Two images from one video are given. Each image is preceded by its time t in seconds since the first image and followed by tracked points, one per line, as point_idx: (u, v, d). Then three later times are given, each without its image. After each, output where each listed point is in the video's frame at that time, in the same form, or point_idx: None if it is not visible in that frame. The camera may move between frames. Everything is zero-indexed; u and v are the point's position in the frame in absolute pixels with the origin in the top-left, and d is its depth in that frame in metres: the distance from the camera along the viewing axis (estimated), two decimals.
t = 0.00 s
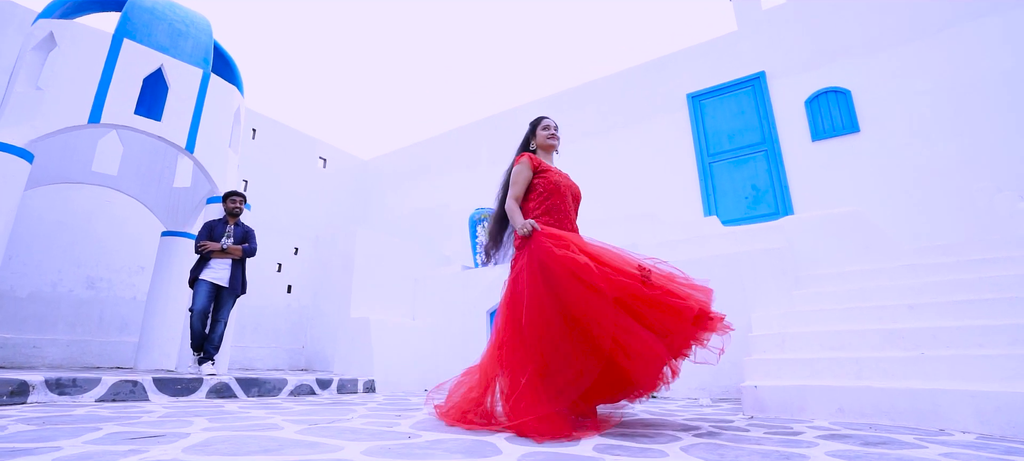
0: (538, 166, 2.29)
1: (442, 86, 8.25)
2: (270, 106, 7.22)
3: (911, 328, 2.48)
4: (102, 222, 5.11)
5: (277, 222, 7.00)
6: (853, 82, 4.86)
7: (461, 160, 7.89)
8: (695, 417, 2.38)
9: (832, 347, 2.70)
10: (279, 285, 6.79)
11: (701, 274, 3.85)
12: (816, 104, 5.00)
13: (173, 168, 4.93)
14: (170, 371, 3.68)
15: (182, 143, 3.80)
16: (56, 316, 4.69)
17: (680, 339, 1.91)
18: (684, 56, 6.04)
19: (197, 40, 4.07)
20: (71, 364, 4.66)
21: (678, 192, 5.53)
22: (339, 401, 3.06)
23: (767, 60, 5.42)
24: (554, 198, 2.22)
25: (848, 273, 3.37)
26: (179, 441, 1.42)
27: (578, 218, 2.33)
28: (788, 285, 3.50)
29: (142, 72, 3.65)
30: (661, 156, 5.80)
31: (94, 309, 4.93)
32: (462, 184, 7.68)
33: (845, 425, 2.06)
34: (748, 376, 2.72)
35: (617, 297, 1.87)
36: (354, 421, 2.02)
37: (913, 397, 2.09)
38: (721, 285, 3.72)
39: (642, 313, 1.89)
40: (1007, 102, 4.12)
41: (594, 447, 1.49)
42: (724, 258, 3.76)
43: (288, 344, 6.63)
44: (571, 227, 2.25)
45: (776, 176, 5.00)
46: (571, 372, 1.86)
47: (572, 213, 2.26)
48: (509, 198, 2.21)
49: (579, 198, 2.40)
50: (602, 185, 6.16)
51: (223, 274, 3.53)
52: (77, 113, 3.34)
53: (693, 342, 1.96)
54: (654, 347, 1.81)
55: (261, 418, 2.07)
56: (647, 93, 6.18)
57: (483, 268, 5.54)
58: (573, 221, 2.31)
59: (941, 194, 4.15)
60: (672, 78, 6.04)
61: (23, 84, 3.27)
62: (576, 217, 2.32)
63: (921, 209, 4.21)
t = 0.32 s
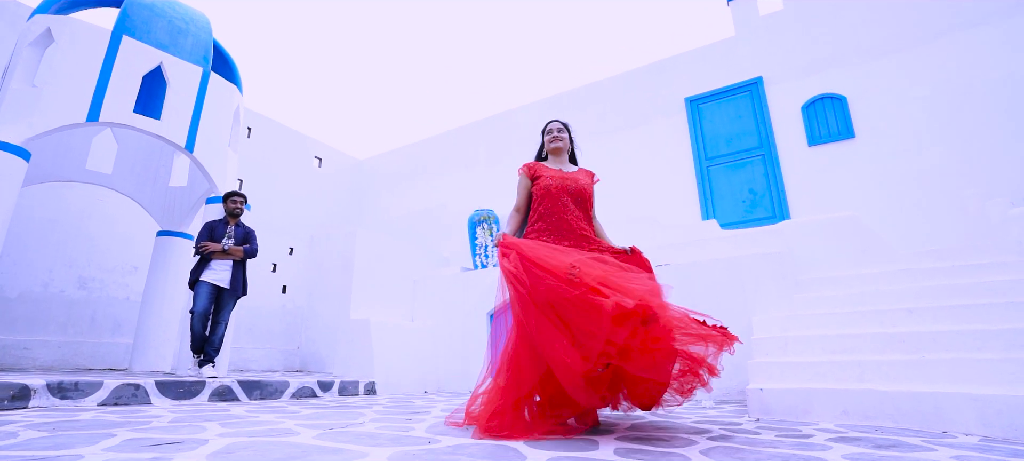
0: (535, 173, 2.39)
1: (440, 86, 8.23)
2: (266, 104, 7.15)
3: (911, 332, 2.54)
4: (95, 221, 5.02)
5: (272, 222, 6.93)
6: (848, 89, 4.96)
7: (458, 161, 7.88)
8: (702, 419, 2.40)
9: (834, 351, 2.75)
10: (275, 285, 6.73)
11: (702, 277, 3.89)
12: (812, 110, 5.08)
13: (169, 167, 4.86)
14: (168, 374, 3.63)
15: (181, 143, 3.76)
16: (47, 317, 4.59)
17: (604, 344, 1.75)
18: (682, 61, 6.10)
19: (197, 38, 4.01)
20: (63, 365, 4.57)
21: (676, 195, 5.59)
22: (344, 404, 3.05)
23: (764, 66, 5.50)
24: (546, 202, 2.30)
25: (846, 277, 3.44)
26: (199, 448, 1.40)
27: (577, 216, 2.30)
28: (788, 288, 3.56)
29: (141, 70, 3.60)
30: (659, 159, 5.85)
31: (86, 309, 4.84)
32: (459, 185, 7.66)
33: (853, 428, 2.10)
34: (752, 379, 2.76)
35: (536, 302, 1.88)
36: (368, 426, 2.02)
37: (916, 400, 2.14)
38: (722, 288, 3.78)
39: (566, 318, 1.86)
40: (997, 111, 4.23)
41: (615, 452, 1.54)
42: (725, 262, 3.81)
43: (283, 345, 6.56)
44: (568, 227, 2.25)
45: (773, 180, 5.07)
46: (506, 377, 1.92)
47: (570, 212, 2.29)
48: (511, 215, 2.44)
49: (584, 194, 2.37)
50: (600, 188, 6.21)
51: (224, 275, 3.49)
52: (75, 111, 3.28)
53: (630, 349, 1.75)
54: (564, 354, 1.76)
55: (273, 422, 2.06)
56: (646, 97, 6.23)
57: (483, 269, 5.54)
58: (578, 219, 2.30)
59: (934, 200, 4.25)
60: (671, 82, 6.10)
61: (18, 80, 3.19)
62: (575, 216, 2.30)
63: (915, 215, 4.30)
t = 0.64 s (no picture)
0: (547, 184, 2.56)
1: (438, 87, 8.22)
2: (262, 103, 7.08)
3: (910, 335, 2.60)
4: (87, 220, 4.93)
5: (268, 221, 6.86)
6: (843, 96, 5.05)
7: (456, 161, 7.87)
8: (709, 420, 2.44)
9: (836, 353, 2.81)
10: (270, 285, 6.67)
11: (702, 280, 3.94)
12: (808, 116, 5.17)
13: (165, 165, 4.80)
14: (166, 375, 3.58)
15: (182, 141, 3.71)
16: (38, 317, 4.50)
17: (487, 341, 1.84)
18: (680, 65, 6.16)
19: (197, 36, 3.96)
20: (54, 366, 4.47)
21: (674, 198, 5.66)
22: (349, 406, 3.03)
23: (761, 72, 5.58)
24: (549, 208, 2.42)
25: (844, 281, 3.51)
26: (221, 453, 1.39)
27: (575, 218, 2.30)
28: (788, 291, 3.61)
29: (141, 67, 3.55)
30: (658, 162, 5.91)
31: (78, 309, 4.75)
32: (457, 186, 7.65)
33: (858, 430, 2.15)
34: (755, 381, 2.81)
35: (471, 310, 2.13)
36: (382, 429, 2.01)
37: (919, 403, 2.18)
38: (722, 290, 3.82)
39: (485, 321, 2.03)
40: (988, 120, 4.35)
41: (635, 453, 1.56)
42: (725, 265, 3.86)
43: (278, 346, 6.49)
44: (567, 232, 2.29)
45: (770, 185, 5.15)
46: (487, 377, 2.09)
47: (569, 212, 2.32)
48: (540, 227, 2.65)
49: (583, 193, 2.34)
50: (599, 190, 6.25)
51: (225, 276, 3.45)
52: (74, 108, 3.22)
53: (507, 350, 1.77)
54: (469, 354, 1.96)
55: (285, 425, 2.05)
56: (644, 100, 6.29)
57: (483, 271, 5.55)
58: (581, 220, 2.29)
59: (927, 206, 4.35)
60: (669, 86, 6.16)
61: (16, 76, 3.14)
62: (575, 217, 2.30)
63: (908, 219, 4.40)
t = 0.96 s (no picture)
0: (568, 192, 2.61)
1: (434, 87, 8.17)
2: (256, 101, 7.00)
3: (908, 338, 2.66)
4: (77, 218, 4.83)
5: (262, 220, 6.79)
6: (836, 102, 5.16)
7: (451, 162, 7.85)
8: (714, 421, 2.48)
9: (834, 355, 2.87)
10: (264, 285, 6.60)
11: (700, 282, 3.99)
12: (802, 121, 5.27)
13: (159, 163, 4.73)
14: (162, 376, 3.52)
15: (181, 139, 3.66)
16: (26, 317, 4.39)
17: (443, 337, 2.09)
18: (677, 68, 6.24)
19: (196, 32, 3.91)
20: (43, 367, 4.37)
21: (670, 201, 5.72)
22: (353, 408, 3.02)
23: (756, 77, 5.67)
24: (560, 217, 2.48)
25: (839, 284, 3.59)
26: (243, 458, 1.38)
27: (571, 224, 2.31)
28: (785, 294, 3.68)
29: (140, 64, 3.49)
30: (654, 165, 5.97)
31: (67, 308, 4.65)
32: (453, 186, 7.62)
33: (859, 430, 2.21)
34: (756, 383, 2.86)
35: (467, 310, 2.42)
36: (395, 431, 2.01)
37: (918, 404, 2.24)
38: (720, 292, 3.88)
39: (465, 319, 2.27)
40: (976, 128, 4.47)
41: (654, 455, 1.58)
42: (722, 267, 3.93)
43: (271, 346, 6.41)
44: (568, 240, 2.32)
45: (765, 188, 5.24)
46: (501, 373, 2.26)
47: (567, 220, 2.35)
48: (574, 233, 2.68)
49: (575, 198, 2.32)
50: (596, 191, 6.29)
51: (226, 276, 3.41)
52: (71, 104, 3.16)
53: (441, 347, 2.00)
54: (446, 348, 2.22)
55: (296, 428, 2.04)
56: (641, 103, 6.34)
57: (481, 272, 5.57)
58: (577, 227, 2.29)
59: (917, 211, 4.47)
60: (665, 89, 6.23)
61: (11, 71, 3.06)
62: (570, 224, 2.31)
63: (899, 224, 4.52)
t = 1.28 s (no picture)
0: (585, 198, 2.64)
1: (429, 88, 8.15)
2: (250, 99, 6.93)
3: (903, 340, 2.73)
4: (67, 216, 4.73)
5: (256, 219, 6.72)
6: (829, 108, 5.27)
7: (446, 162, 7.84)
8: (719, 421, 2.52)
9: (832, 356, 2.92)
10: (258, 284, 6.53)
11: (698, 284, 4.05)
12: (796, 126, 5.37)
13: (154, 161, 4.67)
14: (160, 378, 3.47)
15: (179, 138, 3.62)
16: (15, 316, 4.29)
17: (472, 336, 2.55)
18: (673, 72, 6.31)
19: (196, 29, 3.86)
20: (32, 368, 4.27)
21: (666, 203, 5.79)
22: (357, 409, 3.02)
23: (751, 82, 5.76)
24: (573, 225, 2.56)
25: (834, 286, 3.66)
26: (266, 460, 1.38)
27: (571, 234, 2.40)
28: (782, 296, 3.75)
29: (138, 61, 3.44)
30: (650, 167, 6.03)
31: (57, 308, 4.55)
32: (449, 186, 7.61)
33: (859, 430, 2.27)
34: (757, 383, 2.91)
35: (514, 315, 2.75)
36: (409, 433, 2.01)
37: (916, 404, 2.31)
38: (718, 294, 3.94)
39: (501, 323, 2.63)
40: (963, 136, 4.61)
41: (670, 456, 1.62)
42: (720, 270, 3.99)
43: (264, 346, 6.34)
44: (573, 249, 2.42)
45: (760, 192, 5.33)
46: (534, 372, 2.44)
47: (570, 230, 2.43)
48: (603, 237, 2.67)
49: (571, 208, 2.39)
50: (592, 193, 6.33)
51: (227, 276, 3.38)
52: (70, 101, 3.11)
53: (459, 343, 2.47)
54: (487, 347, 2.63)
55: (309, 429, 2.03)
56: (637, 106, 6.41)
57: (479, 273, 5.58)
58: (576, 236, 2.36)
59: (908, 215, 4.59)
60: (662, 93, 6.29)
61: (8, 66, 2.99)
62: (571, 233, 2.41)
63: (890, 228, 4.63)
